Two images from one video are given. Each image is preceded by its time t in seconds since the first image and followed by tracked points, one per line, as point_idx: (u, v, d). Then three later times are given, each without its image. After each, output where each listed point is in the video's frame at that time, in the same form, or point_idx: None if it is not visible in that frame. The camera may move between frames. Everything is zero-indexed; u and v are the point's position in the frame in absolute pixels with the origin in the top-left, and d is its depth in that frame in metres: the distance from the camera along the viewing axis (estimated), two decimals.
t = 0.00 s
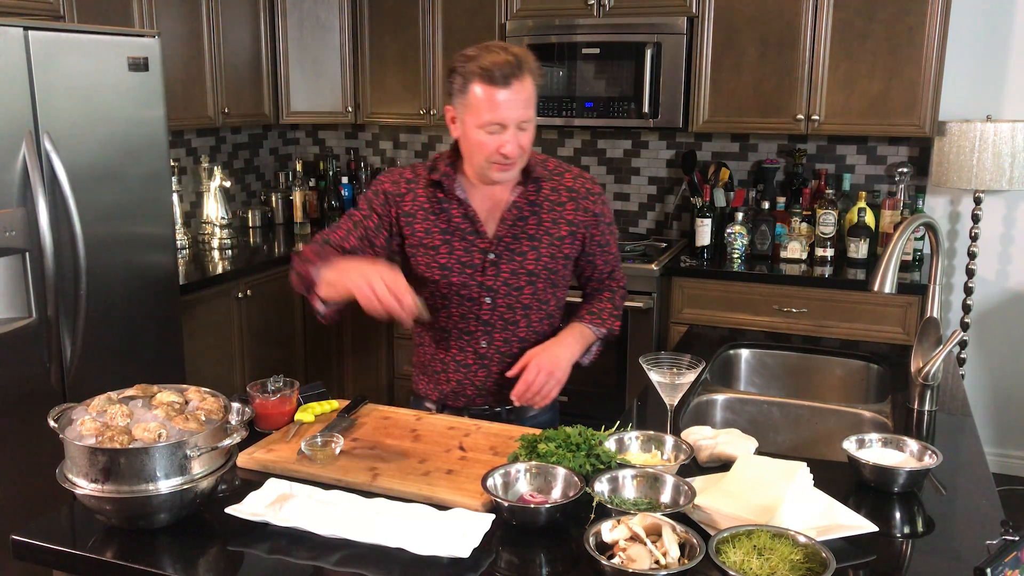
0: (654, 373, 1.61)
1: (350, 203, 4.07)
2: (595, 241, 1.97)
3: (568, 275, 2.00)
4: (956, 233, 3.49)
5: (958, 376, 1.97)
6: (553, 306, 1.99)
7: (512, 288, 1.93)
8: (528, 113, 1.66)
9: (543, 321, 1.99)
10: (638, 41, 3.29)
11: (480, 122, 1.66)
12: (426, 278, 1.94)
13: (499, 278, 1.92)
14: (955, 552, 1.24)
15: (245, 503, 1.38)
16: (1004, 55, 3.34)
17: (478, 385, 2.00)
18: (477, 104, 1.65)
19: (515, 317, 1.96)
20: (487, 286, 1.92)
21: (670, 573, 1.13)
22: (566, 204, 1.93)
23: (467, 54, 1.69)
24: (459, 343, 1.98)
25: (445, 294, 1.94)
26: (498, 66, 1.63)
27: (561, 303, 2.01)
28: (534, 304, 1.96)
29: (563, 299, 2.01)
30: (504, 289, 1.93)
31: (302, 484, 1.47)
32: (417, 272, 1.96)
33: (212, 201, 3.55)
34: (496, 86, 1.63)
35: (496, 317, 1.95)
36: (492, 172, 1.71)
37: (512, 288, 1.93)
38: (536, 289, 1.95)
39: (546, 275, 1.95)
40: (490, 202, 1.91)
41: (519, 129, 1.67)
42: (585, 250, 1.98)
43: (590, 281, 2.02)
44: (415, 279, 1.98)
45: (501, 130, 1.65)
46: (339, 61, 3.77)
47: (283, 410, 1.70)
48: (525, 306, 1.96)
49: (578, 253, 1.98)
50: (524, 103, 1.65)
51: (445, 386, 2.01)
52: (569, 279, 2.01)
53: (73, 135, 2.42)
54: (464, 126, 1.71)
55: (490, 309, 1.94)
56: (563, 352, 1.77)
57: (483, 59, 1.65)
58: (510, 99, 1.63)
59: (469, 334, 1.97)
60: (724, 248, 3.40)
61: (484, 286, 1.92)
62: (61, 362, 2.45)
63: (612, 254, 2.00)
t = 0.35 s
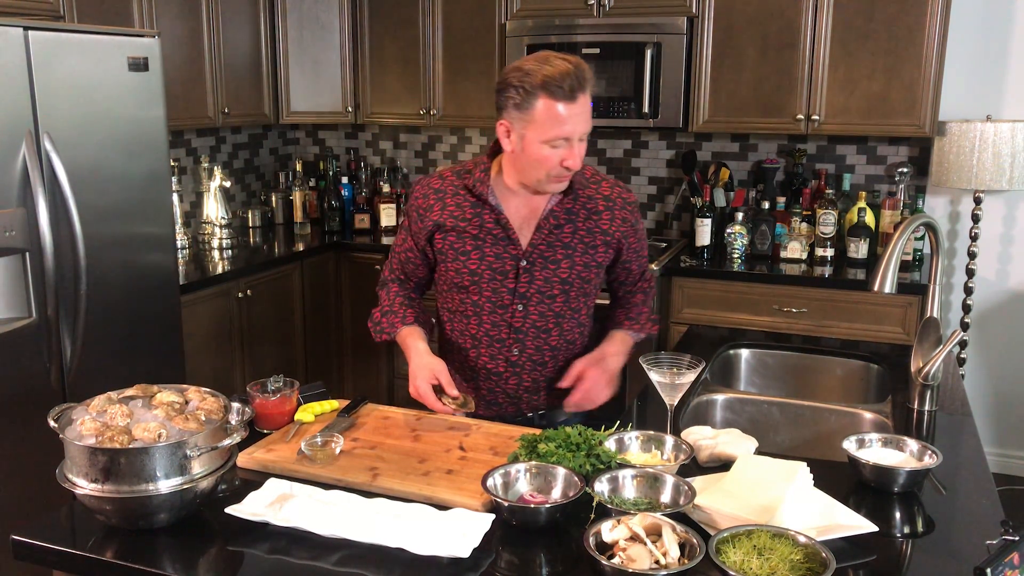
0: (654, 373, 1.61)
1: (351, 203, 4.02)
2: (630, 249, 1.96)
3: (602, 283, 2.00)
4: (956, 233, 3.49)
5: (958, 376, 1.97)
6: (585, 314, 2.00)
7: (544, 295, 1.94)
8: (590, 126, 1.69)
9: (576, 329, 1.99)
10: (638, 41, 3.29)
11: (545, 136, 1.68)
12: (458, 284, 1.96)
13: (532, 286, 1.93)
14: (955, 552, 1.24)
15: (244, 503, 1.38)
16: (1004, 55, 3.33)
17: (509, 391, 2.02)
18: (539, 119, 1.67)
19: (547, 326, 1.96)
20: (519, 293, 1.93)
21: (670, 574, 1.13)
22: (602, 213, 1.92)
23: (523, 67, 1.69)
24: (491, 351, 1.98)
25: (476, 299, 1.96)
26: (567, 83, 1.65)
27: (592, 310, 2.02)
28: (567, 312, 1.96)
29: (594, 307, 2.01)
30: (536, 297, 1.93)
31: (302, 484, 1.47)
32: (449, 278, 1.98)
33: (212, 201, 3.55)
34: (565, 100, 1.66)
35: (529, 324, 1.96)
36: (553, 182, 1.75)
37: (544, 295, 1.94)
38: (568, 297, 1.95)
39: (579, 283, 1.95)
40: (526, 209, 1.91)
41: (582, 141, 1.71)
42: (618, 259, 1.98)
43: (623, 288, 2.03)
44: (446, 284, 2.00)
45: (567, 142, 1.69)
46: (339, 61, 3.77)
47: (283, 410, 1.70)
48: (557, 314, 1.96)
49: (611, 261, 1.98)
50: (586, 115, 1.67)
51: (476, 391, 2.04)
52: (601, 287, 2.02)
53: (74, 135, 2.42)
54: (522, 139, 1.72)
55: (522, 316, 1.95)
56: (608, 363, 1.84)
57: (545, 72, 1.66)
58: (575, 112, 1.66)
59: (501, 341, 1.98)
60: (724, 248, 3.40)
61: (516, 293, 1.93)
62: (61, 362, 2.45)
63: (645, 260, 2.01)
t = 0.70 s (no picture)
0: (654, 373, 1.61)
1: (351, 203, 4.02)
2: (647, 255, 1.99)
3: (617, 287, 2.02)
4: (956, 233, 3.49)
5: (957, 376, 1.97)
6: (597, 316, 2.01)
7: (561, 295, 1.95)
8: (588, 125, 1.66)
9: (587, 330, 2.01)
10: (638, 41, 3.29)
11: (537, 132, 1.66)
12: (475, 281, 1.95)
13: (550, 285, 1.94)
14: (955, 552, 1.24)
15: (244, 503, 1.38)
16: (1005, 54, 3.34)
17: (518, 391, 2.01)
18: (533, 113, 1.66)
19: (561, 326, 1.97)
20: (537, 292, 1.94)
21: (670, 574, 1.13)
22: (621, 216, 1.94)
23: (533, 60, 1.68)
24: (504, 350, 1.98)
25: (492, 298, 1.95)
26: (558, 78, 1.62)
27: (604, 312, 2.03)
28: (581, 313, 1.98)
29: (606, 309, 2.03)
30: (553, 296, 1.94)
31: (302, 484, 1.47)
32: (466, 275, 1.96)
33: (212, 201, 3.55)
34: (556, 96, 1.62)
35: (543, 324, 1.96)
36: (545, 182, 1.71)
37: (561, 295, 1.95)
38: (584, 298, 1.96)
39: (595, 285, 1.97)
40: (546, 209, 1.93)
41: (571, 141, 1.66)
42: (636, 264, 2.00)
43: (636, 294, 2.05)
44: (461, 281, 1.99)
45: (552, 139, 1.66)
46: (339, 61, 3.77)
47: (283, 410, 1.70)
48: (571, 315, 1.97)
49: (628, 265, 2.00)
50: (582, 114, 1.64)
51: (484, 391, 2.03)
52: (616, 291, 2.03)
53: (74, 135, 2.42)
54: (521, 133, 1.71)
55: (538, 316, 1.95)
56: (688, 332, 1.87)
57: (542, 68, 1.64)
58: (569, 110, 1.63)
59: (515, 341, 1.97)
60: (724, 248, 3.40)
61: (533, 292, 1.94)
62: (61, 362, 2.45)
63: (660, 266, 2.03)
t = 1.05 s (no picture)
0: (654, 373, 1.61)
1: (351, 203, 4.02)
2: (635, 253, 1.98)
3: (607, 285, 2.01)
4: (956, 233, 3.49)
5: (957, 376, 1.97)
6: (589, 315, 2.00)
7: (551, 296, 1.93)
8: (539, 129, 1.62)
9: (578, 330, 2.00)
10: (638, 41, 3.29)
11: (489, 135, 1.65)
12: (464, 285, 1.94)
13: (540, 287, 1.92)
14: (955, 552, 1.24)
15: (244, 503, 1.38)
16: (1005, 54, 3.33)
17: (508, 392, 2.01)
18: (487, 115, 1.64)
19: (552, 327, 1.96)
20: (527, 295, 1.92)
21: (670, 574, 1.13)
22: (609, 216, 1.93)
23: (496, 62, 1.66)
24: (494, 351, 1.97)
25: (482, 300, 1.94)
26: (506, 80, 1.61)
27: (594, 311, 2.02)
28: (571, 313, 1.97)
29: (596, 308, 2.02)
30: (543, 298, 1.93)
31: (302, 484, 1.47)
32: (455, 279, 1.95)
33: (212, 201, 3.55)
34: (507, 99, 1.61)
35: (534, 325, 1.95)
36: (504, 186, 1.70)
37: (551, 297, 1.93)
38: (573, 298, 1.95)
39: (585, 285, 1.95)
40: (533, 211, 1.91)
41: (521, 144, 1.63)
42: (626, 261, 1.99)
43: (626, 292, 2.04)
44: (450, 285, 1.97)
45: (500, 142, 1.64)
46: (339, 61, 3.77)
47: (283, 410, 1.70)
48: (562, 315, 1.96)
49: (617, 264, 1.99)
50: (534, 118, 1.61)
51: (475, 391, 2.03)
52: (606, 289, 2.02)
53: (74, 135, 2.42)
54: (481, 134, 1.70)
55: (528, 318, 1.94)
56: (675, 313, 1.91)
57: (495, 71, 1.63)
58: (523, 114, 1.61)
59: (506, 342, 1.96)
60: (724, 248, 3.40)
61: (523, 294, 1.92)
62: (61, 362, 2.45)
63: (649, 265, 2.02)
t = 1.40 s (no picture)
0: (654, 373, 1.62)
1: (351, 203, 4.02)
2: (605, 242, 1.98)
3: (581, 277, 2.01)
4: (956, 233, 3.49)
5: (957, 376, 1.97)
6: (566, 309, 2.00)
7: (526, 293, 1.93)
8: (500, 131, 1.62)
9: (556, 324, 2.00)
10: (638, 41, 3.29)
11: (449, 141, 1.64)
12: (439, 287, 1.93)
13: (514, 285, 1.92)
14: (955, 552, 1.24)
15: (244, 503, 1.38)
16: (1005, 54, 3.33)
17: (489, 388, 2.01)
18: (447, 124, 1.63)
19: (529, 323, 1.96)
20: (502, 293, 1.92)
21: (670, 573, 1.13)
22: (578, 209, 1.93)
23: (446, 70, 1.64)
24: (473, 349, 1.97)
25: (458, 301, 1.94)
26: (457, 87, 1.60)
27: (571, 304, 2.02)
28: (548, 308, 1.96)
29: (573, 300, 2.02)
30: (518, 295, 1.93)
31: (302, 485, 1.47)
32: (429, 282, 1.94)
33: (212, 201, 3.55)
34: (463, 106, 1.60)
35: (511, 322, 1.95)
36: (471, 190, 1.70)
37: (526, 293, 1.93)
38: (549, 294, 1.95)
39: (559, 280, 1.95)
40: (501, 210, 1.90)
41: (481, 148, 1.62)
42: (598, 251, 1.99)
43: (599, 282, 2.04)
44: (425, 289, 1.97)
45: (461, 149, 1.63)
46: (339, 61, 3.78)
47: (283, 410, 1.70)
48: (538, 311, 1.96)
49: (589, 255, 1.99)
50: (492, 120, 1.61)
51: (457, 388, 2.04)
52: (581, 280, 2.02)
53: (74, 135, 2.42)
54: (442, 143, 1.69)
55: (505, 316, 1.94)
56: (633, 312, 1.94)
57: (445, 79, 1.62)
58: (481, 118, 1.60)
59: (484, 341, 1.96)
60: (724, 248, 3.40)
61: (498, 292, 1.92)
62: (61, 362, 2.45)
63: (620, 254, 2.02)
